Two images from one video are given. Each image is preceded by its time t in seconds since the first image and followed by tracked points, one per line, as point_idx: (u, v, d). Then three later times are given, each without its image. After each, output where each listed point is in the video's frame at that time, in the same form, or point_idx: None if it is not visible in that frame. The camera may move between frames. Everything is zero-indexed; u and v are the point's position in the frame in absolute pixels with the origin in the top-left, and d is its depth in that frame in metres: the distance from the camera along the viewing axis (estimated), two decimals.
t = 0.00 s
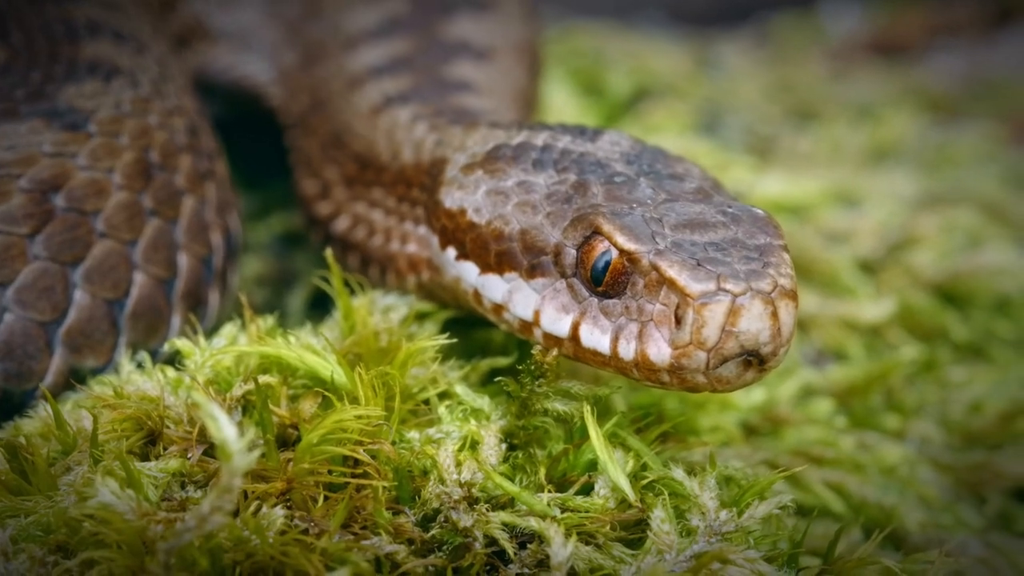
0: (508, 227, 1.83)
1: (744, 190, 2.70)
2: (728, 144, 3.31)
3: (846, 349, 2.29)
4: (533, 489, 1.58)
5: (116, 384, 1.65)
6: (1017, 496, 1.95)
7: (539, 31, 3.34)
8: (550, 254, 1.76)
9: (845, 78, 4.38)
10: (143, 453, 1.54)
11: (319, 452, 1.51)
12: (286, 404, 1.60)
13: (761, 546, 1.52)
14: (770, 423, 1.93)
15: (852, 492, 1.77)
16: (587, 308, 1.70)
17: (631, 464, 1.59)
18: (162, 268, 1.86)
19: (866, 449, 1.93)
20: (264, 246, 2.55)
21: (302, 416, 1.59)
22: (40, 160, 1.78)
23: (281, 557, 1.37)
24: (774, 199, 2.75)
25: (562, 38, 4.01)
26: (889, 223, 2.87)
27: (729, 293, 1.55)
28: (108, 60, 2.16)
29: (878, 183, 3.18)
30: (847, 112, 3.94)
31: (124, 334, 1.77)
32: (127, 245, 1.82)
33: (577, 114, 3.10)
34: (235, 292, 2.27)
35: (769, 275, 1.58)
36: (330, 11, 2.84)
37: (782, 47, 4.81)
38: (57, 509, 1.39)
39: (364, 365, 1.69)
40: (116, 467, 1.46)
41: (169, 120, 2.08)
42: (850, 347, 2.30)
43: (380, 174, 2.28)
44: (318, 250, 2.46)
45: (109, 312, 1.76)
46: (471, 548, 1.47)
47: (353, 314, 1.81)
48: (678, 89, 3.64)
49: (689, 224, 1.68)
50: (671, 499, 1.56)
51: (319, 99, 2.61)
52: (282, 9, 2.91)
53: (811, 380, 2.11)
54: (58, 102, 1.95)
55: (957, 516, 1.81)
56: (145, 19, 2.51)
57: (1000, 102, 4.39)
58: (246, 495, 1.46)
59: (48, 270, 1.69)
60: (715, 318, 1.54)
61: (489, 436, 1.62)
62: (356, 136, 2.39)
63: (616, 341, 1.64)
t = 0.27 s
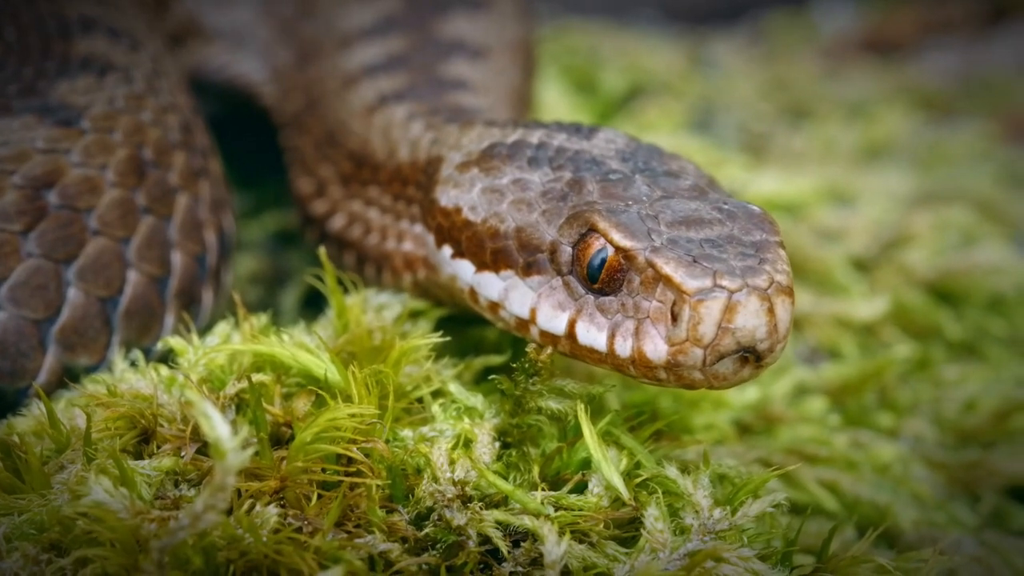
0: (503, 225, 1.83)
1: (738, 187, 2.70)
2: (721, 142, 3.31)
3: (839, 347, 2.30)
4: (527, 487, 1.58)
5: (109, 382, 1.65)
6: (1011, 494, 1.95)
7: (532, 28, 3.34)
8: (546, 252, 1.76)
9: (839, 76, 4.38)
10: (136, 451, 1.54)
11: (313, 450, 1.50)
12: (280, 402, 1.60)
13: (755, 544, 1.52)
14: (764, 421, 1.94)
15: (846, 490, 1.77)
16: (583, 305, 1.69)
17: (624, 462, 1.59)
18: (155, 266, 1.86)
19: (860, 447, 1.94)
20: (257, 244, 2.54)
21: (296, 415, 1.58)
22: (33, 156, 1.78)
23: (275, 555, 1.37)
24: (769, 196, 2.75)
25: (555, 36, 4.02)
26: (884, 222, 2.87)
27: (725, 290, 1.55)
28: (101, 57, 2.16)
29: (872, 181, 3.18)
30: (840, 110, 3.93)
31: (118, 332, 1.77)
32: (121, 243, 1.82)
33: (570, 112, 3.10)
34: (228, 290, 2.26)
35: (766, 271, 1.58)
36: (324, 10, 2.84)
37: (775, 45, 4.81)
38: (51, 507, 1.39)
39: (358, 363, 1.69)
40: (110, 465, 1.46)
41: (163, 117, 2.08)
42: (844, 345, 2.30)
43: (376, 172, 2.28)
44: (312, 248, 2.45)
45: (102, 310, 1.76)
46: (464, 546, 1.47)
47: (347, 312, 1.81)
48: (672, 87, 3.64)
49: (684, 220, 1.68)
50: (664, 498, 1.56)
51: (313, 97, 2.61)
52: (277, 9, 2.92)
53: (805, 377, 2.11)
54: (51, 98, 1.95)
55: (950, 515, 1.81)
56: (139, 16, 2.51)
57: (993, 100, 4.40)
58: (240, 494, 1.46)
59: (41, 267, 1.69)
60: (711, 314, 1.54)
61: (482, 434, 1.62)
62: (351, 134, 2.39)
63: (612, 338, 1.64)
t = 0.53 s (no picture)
0: (502, 225, 1.83)
1: (732, 184, 2.70)
2: (715, 140, 3.31)
3: (834, 345, 2.30)
4: (521, 485, 1.58)
5: (103, 380, 1.65)
6: (1005, 491, 1.96)
7: (527, 26, 3.34)
8: (545, 252, 1.76)
9: (833, 74, 4.38)
10: (130, 449, 1.54)
11: (307, 449, 1.51)
12: (274, 401, 1.60)
13: (748, 542, 1.52)
14: (758, 418, 1.94)
15: (839, 488, 1.78)
16: (582, 305, 1.70)
17: (618, 460, 1.59)
18: (150, 264, 1.86)
19: (853, 444, 1.94)
20: (251, 242, 2.54)
21: (290, 413, 1.58)
22: (27, 153, 1.78)
23: (269, 553, 1.37)
24: (763, 193, 2.75)
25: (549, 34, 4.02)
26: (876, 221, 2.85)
27: (724, 290, 1.55)
28: (96, 54, 2.16)
29: (865, 179, 3.18)
30: (835, 108, 3.93)
31: (112, 330, 1.77)
32: (115, 241, 1.82)
33: (563, 110, 3.10)
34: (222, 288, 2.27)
35: (765, 272, 1.58)
36: (319, 9, 2.85)
37: (769, 43, 4.81)
38: (45, 505, 1.39)
39: (353, 362, 1.69)
40: (104, 463, 1.45)
41: (157, 115, 2.08)
42: (838, 343, 2.30)
43: (373, 171, 2.28)
44: (306, 246, 2.45)
45: (96, 308, 1.76)
46: (458, 544, 1.47)
47: (342, 310, 1.81)
48: (665, 84, 3.64)
49: (683, 220, 1.68)
50: (658, 495, 1.56)
51: (309, 96, 2.61)
52: (272, 8, 2.92)
53: (799, 375, 2.11)
54: (45, 95, 1.95)
55: (944, 512, 1.82)
56: (134, 13, 2.52)
57: (987, 98, 4.40)
58: (234, 492, 1.46)
59: (35, 265, 1.69)
60: (711, 315, 1.54)
61: (476, 432, 1.62)
62: (348, 133, 2.39)
63: (612, 338, 1.64)
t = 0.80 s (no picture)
0: (497, 223, 1.83)
1: (726, 183, 2.70)
2: (709, 138, 3.31)
3: (828, 343, 2.30)
4: (515, 483, 1.58)
5: (97, 378, 1.65)
6: (1000, 490, 1.96)
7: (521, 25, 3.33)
8: (539, 250, 1.76)
9: (827, 72, 4.38)
10: (124, 447, 1.54)
11: (301, 446, 1.51)
12: (268, 399, 1.60)
13: (742, 541, 1.52)
14: (752, 417, 1.94)
15: (834, 486, 1.78)
16: (577, 304, 1.69)
17: (613, 458, 1.59)
18: (145, 263, 1.86)
19: (848, 443, 1.94)
20: (246, 240, 2.54)
21: (284, 411, 1.58)
22: (21, 153, 1.78)
23: (263, 551, 1.37)
24: (757, 192, 2.75)
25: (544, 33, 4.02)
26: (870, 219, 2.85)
27: (719, 288, 1.55)
28: (90, 53, 2.16)
29: (860, 177, 3.18)
30: (829, 106, 3.93)
31: (106, 328, 1.77)
32: (109, 239, 1.82)
33: (558, 108, 3.10)
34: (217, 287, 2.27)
35: (760, 269, 1.58)
36: (314, 7, 2.85)
37: (764, 41, 4.81)
38: (39, 503, 1.38)
39: (347, 360, 1.69)
40: (98, 461, 1.45)
41: (151, 114, 2.08)
42: (833, 341, 2.30)
43: (368, 170, 2.27)
44: (301, 244, 2.45)
45: (91, 306, 1.76)
46: (452, 543, 1.47)
47: (336, 309, 1.81)
48: (660, 83, 3.64)
49: (677, 219, 1.68)
50: (653, 494, 1.55)
51: (304, 95, 2.61)
52: (266, 7, 2.91)
53: (793, 374, 2.11)
54: (39, 95, 1.95)
55: (939, 511, 1.81)
56: (128, 13, 2.52)
57: (982, 96, 4.39)
58: (228, 490, 1.45)
59: (29, 264, 1.69)
60: (706, 313, 1.54)
61: (470, 430, 1.62)
62: (343, 132, 2.39)
63: (607, 336, 1.64)
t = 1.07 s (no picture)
0: (492, 221, 1.83)
1: (721, 181, 2.70)
2: (704, 137, 3.31)
3: (823, 342, 2.30)
4: (510, 482, 1.58)
5: (92, 376, 1.65)
6: (994, 488, 1.96)
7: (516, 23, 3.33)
8: (534, 248, 1.76)
9: (822, 71, 4.38)
10: (119, 446, 1.54)
11: (295, 445, 1.50)
12: (263, 397, 1.60)
13: (737, 539, 1.52)
14: (746, 415, 1.94)
15: (828, 485, 1.78)
16: (572, 301, 1.69)
17: (607, 456, 1.59)
18: (139, 261, 1.86)
19: (843, 441, 1.94)
20: (240, 239, 2.53)
21: (279, 409, 1.58)
22: (16, 152, 1.79)
23: (257, 550, 1.36)
24: (752, 191, 2.75)
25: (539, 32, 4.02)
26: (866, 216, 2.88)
27: (714, 285, 1.55)
28: (85, 53, 2.16)
29: (855, 176, 3.19)
30: (824, 105, 3.93)
31: (100, 327, 1.77)
32: (104, 238, 1.82)
33: (553, 107, 3.10)
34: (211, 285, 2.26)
35: (754, 266, 1.58)
36: (308, 7, 2.86)
37: (759, 40, 4.81)
38: (34, 501, 1.38)
39: (341, 358, 1.69)
40: (92, 460, 1.45)
41: (146, 113, 2.09)
42: (827, 340, 2.30)
43: (363, 168, 2.27)
44: (295, 243, 2.46)
45: (85, 305, 1.76)
46: (447, 541, 1.46)
47: (330, 308, 1.81)
48: (655, 82, 3.64)
49: (672, 216, 1.68)
50: (647, 492, 1.56)
51: (298, 94, 2.61)
52: (260, 7, 2.91)
53: (788, 372, 2.11)
54: (34, 95, 1.96)
55: (934, 509, 1.82)
56: (123, 13, 2.52)
57: (976, 95, 4.40)
58: (222, 489, 1.45)
59: (24, 262, 1.69)
60: (701, 309, 1.54)
61: (465, 429, 1.62)
62: (338, 131, 2.39)
63: (601, 333, 1.64)
